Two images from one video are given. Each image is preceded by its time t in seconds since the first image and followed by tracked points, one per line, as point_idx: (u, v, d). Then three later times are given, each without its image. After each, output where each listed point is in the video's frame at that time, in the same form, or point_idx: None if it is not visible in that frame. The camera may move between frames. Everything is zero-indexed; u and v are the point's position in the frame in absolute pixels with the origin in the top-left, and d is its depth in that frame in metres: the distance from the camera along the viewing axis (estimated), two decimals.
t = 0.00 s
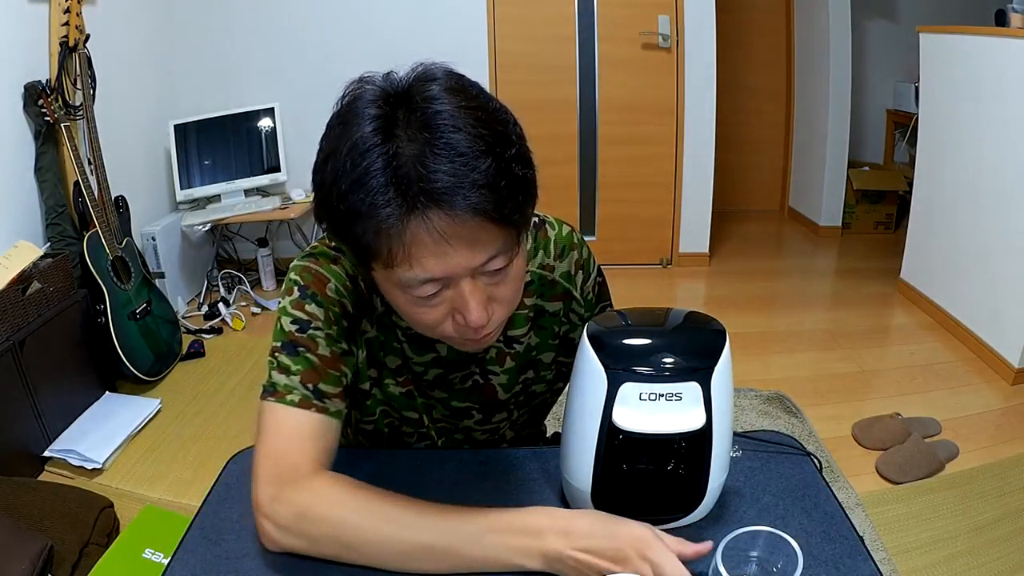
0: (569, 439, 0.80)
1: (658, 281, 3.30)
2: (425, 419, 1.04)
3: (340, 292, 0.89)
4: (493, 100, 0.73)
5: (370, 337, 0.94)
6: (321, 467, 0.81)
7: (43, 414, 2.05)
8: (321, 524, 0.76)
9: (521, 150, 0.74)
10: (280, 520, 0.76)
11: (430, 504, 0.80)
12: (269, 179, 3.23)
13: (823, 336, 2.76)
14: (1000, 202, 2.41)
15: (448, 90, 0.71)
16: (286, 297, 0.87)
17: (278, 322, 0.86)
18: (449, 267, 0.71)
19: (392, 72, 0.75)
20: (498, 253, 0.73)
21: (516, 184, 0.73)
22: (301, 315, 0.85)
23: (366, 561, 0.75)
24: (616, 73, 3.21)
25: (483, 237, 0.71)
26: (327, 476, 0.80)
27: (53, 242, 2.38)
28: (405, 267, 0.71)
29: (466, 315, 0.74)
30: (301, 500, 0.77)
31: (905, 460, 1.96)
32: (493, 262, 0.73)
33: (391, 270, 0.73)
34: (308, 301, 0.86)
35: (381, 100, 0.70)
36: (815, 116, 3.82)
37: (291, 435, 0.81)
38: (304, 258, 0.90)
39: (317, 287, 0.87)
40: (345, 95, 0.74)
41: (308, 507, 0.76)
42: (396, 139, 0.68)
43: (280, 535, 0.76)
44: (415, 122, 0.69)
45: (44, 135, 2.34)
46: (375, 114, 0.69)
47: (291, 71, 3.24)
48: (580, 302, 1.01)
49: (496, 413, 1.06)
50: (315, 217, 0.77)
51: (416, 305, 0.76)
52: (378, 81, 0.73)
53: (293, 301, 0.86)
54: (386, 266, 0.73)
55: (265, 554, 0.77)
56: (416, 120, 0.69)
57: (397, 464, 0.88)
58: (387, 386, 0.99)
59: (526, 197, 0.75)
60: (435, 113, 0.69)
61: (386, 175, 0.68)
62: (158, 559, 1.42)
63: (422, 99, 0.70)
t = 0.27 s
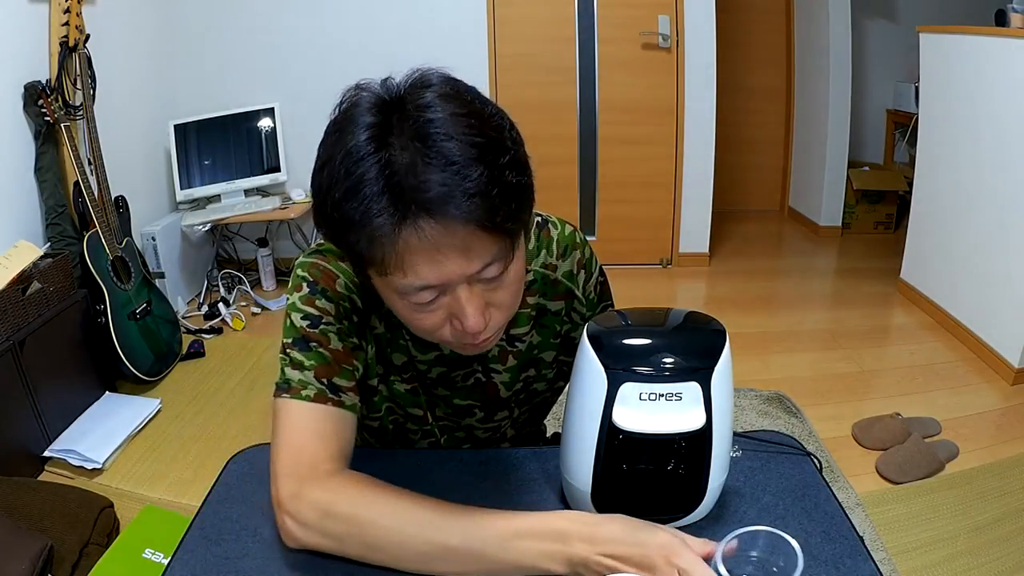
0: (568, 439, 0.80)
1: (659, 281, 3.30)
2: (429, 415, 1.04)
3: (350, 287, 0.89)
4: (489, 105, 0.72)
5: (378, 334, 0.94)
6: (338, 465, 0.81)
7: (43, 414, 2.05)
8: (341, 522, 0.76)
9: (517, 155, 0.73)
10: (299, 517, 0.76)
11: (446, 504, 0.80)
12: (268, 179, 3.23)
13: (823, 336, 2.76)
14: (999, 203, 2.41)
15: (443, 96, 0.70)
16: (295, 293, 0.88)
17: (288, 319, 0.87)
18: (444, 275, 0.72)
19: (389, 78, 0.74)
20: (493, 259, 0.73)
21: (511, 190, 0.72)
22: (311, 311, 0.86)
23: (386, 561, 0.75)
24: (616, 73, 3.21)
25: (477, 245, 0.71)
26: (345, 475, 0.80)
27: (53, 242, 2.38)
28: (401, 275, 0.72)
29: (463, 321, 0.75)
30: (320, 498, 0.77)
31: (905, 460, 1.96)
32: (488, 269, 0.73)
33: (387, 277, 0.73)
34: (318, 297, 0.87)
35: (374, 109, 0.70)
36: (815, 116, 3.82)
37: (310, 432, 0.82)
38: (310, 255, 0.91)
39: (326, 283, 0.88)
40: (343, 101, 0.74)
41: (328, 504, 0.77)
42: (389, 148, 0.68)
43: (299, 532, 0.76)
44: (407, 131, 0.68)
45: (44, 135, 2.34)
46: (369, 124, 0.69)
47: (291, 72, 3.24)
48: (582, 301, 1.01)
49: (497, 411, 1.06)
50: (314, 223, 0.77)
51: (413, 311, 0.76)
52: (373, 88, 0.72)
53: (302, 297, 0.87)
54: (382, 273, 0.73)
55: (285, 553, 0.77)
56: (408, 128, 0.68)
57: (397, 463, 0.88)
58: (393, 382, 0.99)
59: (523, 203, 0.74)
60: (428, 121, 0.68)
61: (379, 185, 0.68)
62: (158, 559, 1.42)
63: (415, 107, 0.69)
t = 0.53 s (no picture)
0: (569, 440, 0.80)
1: (659, 281, 3.30)
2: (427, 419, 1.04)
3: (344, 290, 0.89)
4: (480, 119, 0.71)
5: (372, 336, 0.94)
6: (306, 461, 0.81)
7: (43, 414, 2.05)
8: (301, 517, 0.76)
9: (509, 169, 0.72)
10: (263, 512, 0.76)
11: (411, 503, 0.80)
12: (269, 179, 3.23)
13: (824, 336, 2.76)
14: (999, 203, 2.41)
15: (433, 112, 0.69)
16: (290, 290, 0.88)
17: (280, 314, 0.88)
18: (438, 292, 0.72)
19: (380, 93, 0.73)
20: (488, 275, 0.73)
21: (503, 206, 0.71)
22: (302, 309, 0.86)
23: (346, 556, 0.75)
24: (616, 73, 3.21)
25: (471, 263, 0.71)
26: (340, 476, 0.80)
27: (53, 242, 2.38)
28: (395, 293, 0.72)
29: (460, 335, 0.75)
30: (284, 492, 0.77)
31: (905, 460, 1.96)
32: (484, 284, 0.73)
33: (382, 295, 0.74)
34: (311, 296, 0.87)
35: (364, 128, 0.69)
36: (815, 116, 3.82)
37: (279, 428, 0.82)
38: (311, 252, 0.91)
39: (321, 283, 0.88)
40: (333, 117, 0.73)
41: (288, 498, 0.77)
42: (379, 169, 0.68)
43: (262, 526, 0.76)
44: (397, 151, 0.67)
45: (44, 135, 2.34)
46: (359, 144, 0.68)
47: (291, 71, 3.24)
48: (584, 305, 1.00)
49: (496, 413, 1.06)
50: (309, 238, 0.77)
51: (410, 326, 0.76)
52: (363, 105, 0.71)
53: (296, 295, 0.87)
54: (378, 291, 0.73)
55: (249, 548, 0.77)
56: (398, 148, 0.67)
57: (396, 464, 0.88)
58: (390, 387, 0.99)
59: (515, 216, 0.74)
60: (418, 140, 0.67)
61: (370, 207, 0.68)
62: (159, 559, 1.42)
63: (404, 124, 0.68)
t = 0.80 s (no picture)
0: (568, 441, 0.80)
1: (658, 281, 3.30)
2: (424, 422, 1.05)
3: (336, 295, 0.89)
4: (470, 128, 0.71)
5: (365, 341, 0.93)
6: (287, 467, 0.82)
7: (43, 414, 2.05)
8: (276, 519, 0.76)
9: (502, 176, 0.72)
10: (240, 514, 0.77)
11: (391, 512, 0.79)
12: (269, 179, 3.23)
13: (824, 336, 2.76)
14: (1000, 203, 2.41)
15: (423, 124, 0.69)
16: (283, 293, 0.89)
17: (271, 317, 0.89)
18: (437, 304, 0.72)
19: (366, 105, 0.73)
20: (486, 284, 0.73)
21: (498, 214, 0.71)
22: (291, 314, 0.87)
23: (320, 559, 0.74)
24: (616, 73, 3.21)
25: (468, 274, 0.71)
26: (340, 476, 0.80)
27: (53, 242, 2.38)
28: (394, 305, 0.73)
29: (460, 344, 0.75)
30: (262, 494, 0.77)
31: (905, 460, 1.96)
32: (482, 293, 0.74)
33: (380, 308, 0.74)
34: (301, 301, 0.88)
35: (353, 144, 0.69)
36: (815, 116, 3.82)
37: (261, 431, 0.83)
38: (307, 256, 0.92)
39: (313, 288, 0.88)
40: (320, 132, 0.73)
41: (266, 500, 0.77)
42: (371, 184, 0.67)
43: (240, 528, 0.76)
44: (389, 166, 0.67)
45: (44, 135, 2.34)
46: (349, 161, 0.68)
47: (291, 71, 3.24)
48: (582, 307, 1.00)
49: (493, 415, 1.07)
50: (301, 253, 0.77)
51: (410, 336, 0.77)
52: (350, 120, 0.71)
53: (287, 299, 0.88)
54: (375, 305, 0.74)
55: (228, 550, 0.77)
56: (390, 164, 0.67)
57: (394, 465, 0.88)
58: (386, 391, 1.00)
59: (510, 223, 0.73)
60: (409, 155, 0.67)
61: (364, 224, 0.68)
62: (158, 559, 1.42)
63: (394, 138, 0.68)
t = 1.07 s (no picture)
0: (568, 442, 0.80)
1: (658, 281, 3.30)
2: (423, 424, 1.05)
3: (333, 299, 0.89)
4: (465, 136, 0.70)
5: (363, 344, 0.93)
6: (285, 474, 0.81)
7: (43, 414, 2.05)
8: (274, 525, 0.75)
9: (499, 183, 0.71)
10: (240, 519, 0.76)
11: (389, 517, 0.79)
12: (268, 179, 3.23)
13: (824, 335, 2.76)
14: (1000, 203, 2.41)
15: (417, 136, 0.68)
16: (280, 297, 0.89)
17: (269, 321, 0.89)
18: (437, 314, 0.72)
19: (359, 115, 0.72)
20: (485, 292, 0.73)
21: (496, 223, 0.71)
22: (288, 319, 0.87)
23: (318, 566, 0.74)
24: (616, 73, 3.21)
25: (468, 283, 0.71)
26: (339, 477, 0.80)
27: (53, 242, 2.38)
28: (394, 317, 0.73)
29: (461, 350, 0.76)
30: (262, 499, 0.77)
31: (905, 460, 1.96)
32: (482, 300, 0.74)
33: (381, 319, 0.74)
34: (298, 305, 0.88)
35: (348, 157, 0.68)
36: (815, 116, 3.82)
37: (259, 437, 0.83)
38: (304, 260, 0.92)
39: (309, 292, 0.88)
40: (313, 143, 0.72)
41: (265, 507, 0.76)
42: (368, 198, 0.67)
43: (239, 533, 0.76)
44: (385, 180, 0.67)
45: (44, 135, 2.34)
46: (344, 174, 0.68)
47: (291, 71, 3.24)
48: (581, 308, 1.00)
49: (492, 416, 1.07)
50: (298, 263, 0.77)
51: (411, 344, 0.77)
52: (344, 131, 0.71)
53: (284, 303, 0.88)
54: (375, 316, 0.74)
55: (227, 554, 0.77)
56: (386, 177, 0.67)
57: (393, 467, 0.87)
58: (384, 394, 1.00)
59: (508, 230, 0.73)
60: (405, 168, 0.67)
61: (362, 238, 0.68)
62: (159, 559, 1.42)
63: (389, 151, 0.68)
